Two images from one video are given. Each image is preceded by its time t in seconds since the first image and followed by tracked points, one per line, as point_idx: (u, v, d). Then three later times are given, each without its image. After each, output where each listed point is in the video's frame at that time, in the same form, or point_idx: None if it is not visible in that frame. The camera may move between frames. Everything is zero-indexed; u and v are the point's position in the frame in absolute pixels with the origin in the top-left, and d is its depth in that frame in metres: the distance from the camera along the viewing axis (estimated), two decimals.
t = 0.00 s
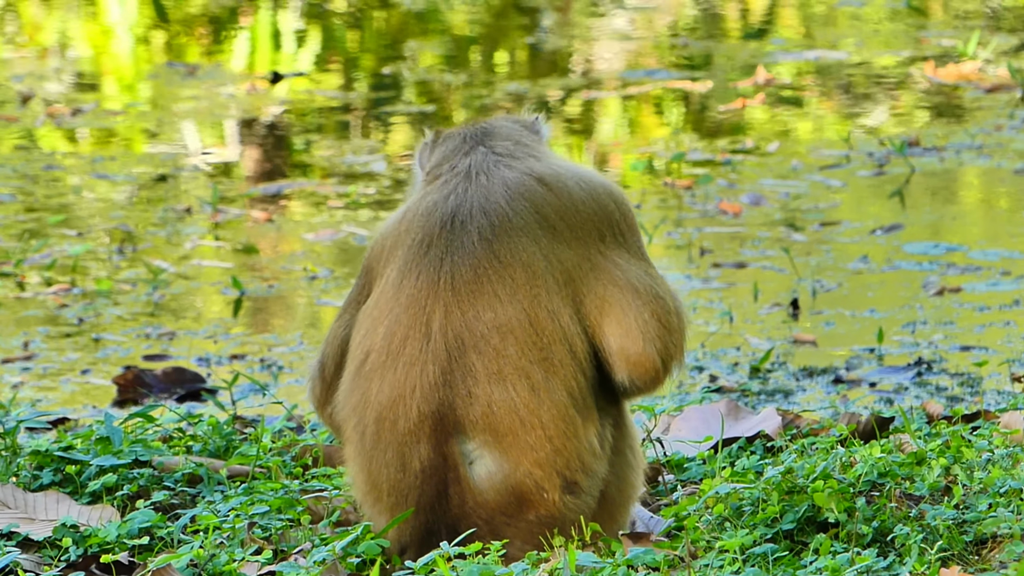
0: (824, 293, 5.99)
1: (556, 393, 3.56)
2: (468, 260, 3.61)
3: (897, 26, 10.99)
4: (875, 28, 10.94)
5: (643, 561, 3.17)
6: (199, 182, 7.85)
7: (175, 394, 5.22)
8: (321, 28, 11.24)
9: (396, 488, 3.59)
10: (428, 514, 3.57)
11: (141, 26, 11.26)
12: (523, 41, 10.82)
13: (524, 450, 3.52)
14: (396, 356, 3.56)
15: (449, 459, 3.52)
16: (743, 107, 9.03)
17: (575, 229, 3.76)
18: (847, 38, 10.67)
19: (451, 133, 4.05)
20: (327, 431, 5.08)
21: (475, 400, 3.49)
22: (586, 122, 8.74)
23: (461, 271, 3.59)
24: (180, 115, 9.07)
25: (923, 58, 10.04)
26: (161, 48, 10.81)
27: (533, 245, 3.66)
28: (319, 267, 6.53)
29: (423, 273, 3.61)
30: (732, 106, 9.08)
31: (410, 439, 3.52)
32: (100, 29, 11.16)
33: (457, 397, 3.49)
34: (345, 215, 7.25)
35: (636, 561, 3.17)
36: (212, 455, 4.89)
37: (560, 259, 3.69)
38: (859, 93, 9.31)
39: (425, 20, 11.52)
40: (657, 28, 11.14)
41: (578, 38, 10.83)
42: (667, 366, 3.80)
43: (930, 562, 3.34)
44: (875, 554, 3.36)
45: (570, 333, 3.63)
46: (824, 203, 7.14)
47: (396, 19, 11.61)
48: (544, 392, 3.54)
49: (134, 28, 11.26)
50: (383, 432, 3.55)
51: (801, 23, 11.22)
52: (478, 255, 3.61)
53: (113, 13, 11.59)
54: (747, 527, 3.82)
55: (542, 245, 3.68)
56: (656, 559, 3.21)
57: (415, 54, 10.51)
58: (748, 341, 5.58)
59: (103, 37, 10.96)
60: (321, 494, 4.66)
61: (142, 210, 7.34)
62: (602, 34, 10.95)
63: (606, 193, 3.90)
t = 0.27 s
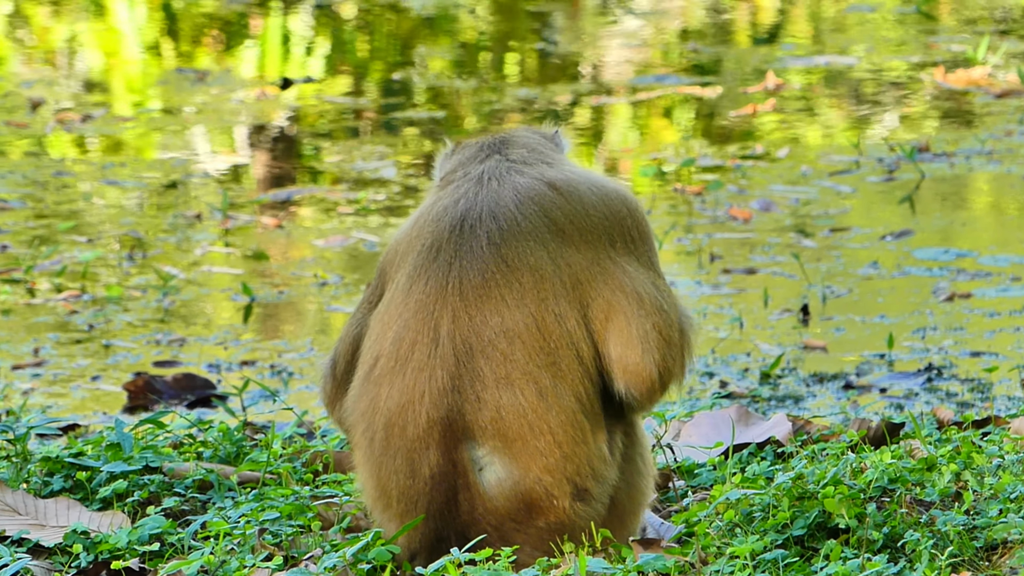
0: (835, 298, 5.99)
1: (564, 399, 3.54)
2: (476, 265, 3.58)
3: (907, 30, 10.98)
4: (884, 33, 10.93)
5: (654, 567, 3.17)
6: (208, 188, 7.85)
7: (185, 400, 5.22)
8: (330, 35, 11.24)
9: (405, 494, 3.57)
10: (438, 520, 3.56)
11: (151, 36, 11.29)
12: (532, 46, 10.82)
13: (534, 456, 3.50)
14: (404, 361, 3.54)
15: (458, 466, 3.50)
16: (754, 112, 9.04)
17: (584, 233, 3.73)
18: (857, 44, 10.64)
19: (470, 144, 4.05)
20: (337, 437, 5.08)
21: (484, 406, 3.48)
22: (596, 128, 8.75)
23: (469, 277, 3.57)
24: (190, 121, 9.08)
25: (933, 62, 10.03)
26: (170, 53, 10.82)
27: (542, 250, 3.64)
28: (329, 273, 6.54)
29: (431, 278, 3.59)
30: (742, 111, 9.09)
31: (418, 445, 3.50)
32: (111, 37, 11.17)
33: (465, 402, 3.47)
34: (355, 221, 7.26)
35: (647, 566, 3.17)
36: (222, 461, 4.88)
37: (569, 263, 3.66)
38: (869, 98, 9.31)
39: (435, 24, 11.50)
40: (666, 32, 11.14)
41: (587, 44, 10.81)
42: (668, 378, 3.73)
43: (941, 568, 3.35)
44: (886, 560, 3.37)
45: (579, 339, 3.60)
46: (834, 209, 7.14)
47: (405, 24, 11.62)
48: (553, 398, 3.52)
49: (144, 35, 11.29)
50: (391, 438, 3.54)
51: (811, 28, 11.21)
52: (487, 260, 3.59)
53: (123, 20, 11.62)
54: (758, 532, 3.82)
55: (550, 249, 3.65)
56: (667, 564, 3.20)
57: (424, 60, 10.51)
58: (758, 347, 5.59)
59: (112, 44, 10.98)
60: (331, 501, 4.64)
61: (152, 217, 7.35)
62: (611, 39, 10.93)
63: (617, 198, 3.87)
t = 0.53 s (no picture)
0: (841, 301, 5.99)
1: (573, 406, 3.52)
2: (489, 270, 3.59)
3: (913, 33, 10.97)
4: (891, 36, 10.93)
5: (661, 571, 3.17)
6: (214, 191, 7.86)
7: (191, 403, 5.23)
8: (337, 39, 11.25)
9: (412, 497, 3.55)
10: (444, 524, 3.52)
11: (158, 40, 11.30)
12: (539, 49, 10.82)
13: (542, 462, 3.47)
14: (415, 363, 3.54)
15: (465, 470, 3.47)
16: (760, 115, 9.04)
17: (597, 245, 3.76)
18: (863, 47, 10.63)
19: (482, 143, 4.06)
20: (343, 439, 5.08)
21: (493, 410, 3.46)
22: (602, 132, 8.75)
23: (482, 281, 3.57)
24: (196, 124, 9.09)
25: (939, 65, 10.02)
26: (177, 56, 10.84)
27: (554, 258, 3.65)
28: (335, 275, 6.54)
29: (444, 281, 3.60)
30: (749, 114, 9.09)
31: (426, 448, 3.48)
32: (117, 41, 11.18)
33: (474, 407, 3.46)
34: (361, 224, 7.26)
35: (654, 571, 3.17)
36: (228, 464, 4.88)
37: (581, 274, 3.68)
38: (875, 101, 9.31)
39: (441, 27, 11.50)
40: (672, 35, 11.14)
41: (593, 46, 10.81)
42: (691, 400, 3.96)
43: (946, 570, 3.34)
44: (892, 563, 3.36)
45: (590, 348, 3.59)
46: (840, 212, 7.14)
47: (411, 26, 11.62)
48: (561, 405, 3.50)
49: (150, 38, 11.30)
50: (400, 439, 3.53)
51: (817, 31, 11.21)
52: (500, 266, 3.60)
53: (129, 24, 11.64)
54: (764, 535, 3.80)
55: (563, 258, 3.66)
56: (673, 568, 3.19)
57: (430, 63, 10.51)
58: (765, 349, 5.59)
59: (119, 47, 11.00)
60: (338, 503, 4.62)
61: (158, 220, 7.35)
62: (617, 42, 10.93)
63: (631, 213, 3.90)
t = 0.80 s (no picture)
0: (844, 303, 5.99)
1: (576, 407, 3.52)
2: (494, 271, 3.57)
3: (917, 35, 10.97)
4: (895, 38, 10.92)
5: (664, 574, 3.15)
6: (218, 193, 7.85)
7: (195, 405, 5.23)
8: (340, 41, 11.24)
9: (415, 497, 3.55)
10: (447, 526, 3.53)
11: (161, 41, 11.29)
12: (543, 51, 10.81)
13: (545, 464, 3.47)
14: (419, 363, 3.53)
15: (468, 472, 3.47)
16: (765, 117, 9.04)
17: (601, 247, 3.75)
18: (867, 49, 10.63)
19: (489, 146, 4.06)
20: (346, 442, 5.08)
21: (496, 412, 3.45)
22: (605, 134, 8.75)
23: (487, 282, 3.56)
24: (200, 126, 9.08)
25: (943, 67, 10.01)
26: (180, 58, 10.83)
27: (558, 260, 3.63)
28: (338, 278, 6.54)
29: (448, 281, 3.58)
30: (754, 116, 9.09)
31: (430, 449, 3.48)
32: (120, 43, 11.17)
33: (477, 408, 3.46)
34: (364, 226, 7.26)
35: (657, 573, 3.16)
36: (231, 467, 4.88)
37: (585, 275, 3.67)
38: (879, 104, 9.31)
39: (445, 28, 11.49)
40: (676, 36, 11.13)
41: (597, 48, 10.80)
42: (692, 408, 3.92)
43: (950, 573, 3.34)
44: (895, 565, 3.36)
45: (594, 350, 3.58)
46: (843, 214, 7.15)
47: (416, 27, 11.61)
48: (565, 407, 3.50)
49: (154, 40, 11.30)
50: (404, 440, 3.53)
51: (821, 33, 11.20)
52: (504, 266, 3.58)
53: (133, 26, 11.64)
54: (767, 537, 3.79)
55: (567, 260, 3.65)
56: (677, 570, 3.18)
57: (434, 65, 10.51)
58: (768, 352, 5.60)
59: (123, 49, 11.00)
60: (340, 505, 4.61)
61: (161, 222, 7.35)
62: (620, 44, 10.92)
63: (635, 216, 3.88)
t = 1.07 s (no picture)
0: (851, 304, 6.00)
1: (582, 403, 3.51)
2: (496, 270, 3.56)
3: (924, 36, 10.96)
4: (901, 38, 10.91)
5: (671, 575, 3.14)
6: (225, 195, 7.85)
7: (201, 406, 5.23)
8: (346, 42, 11.25)
9: (423, 499, 3.54)
10: (454, 526, 3.53)
11: (168, 43, 11.30)
12: (550, 52, 10.81)
13: (551, 462, 3.47)
14: (423, 364, 3.51)
15: (475, 472, 3.47)
16: (772, 118, 9.04)
17: (605, 238, 3.72)
18: (874, 50, 10.62)
19: (488, 156, 4.05)
20: (353, 443, 5.08)
21: (502, 410, 3.45)
22: (612, 136, 8.76)
23: (489, 281, 3.55)
24: (206, 128, 9.09)
25: (950, 67, 10.00)
26: (187, 59, 10.84)
27: (561, 255, 3.63)
28: (345, 279, 6.55)
29: (451, 282, 3.57)
30: (761, 117, 9.09)
31: (436, 450, 3.47)
32: (127, 45, 11.18)
33: (483, 407, 3.45)
34: (372, 227, 7.27)
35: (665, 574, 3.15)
36: (239, 468, 4.88)
37: (590, 268, 3.65)
38: (886, 104, 9.30)
39: (451, 29, 11.49)
40: (682, 38, 11.13)
41: (603, 49, 10.80)
42: (701, 372, 3.74)
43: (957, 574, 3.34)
44: (903, 566, 3.34)
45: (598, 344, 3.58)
46: (850, 214, 7.15)
47: (422, 27, 11.61)
48: (571, 402, 3.49)
49: (160, 41, 11.31)
50: (410, 441, 3.51)
51: (828, 34, 11.19)
52: (507, 265, 3.57)
53: (140, 28, 11.65)
54: (774, 539, 3.78)
55: (570, 254, 3.64)
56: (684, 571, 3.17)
57: (441, 66, 10.51)
58: (775, 353, 5.60)
59: (130, 50, 11.01)
60: (348, 507, 4.62)
61: (168, 223, 7.35)
62: (626, 45, 10.92)
63: (639, 204, 3.87)
